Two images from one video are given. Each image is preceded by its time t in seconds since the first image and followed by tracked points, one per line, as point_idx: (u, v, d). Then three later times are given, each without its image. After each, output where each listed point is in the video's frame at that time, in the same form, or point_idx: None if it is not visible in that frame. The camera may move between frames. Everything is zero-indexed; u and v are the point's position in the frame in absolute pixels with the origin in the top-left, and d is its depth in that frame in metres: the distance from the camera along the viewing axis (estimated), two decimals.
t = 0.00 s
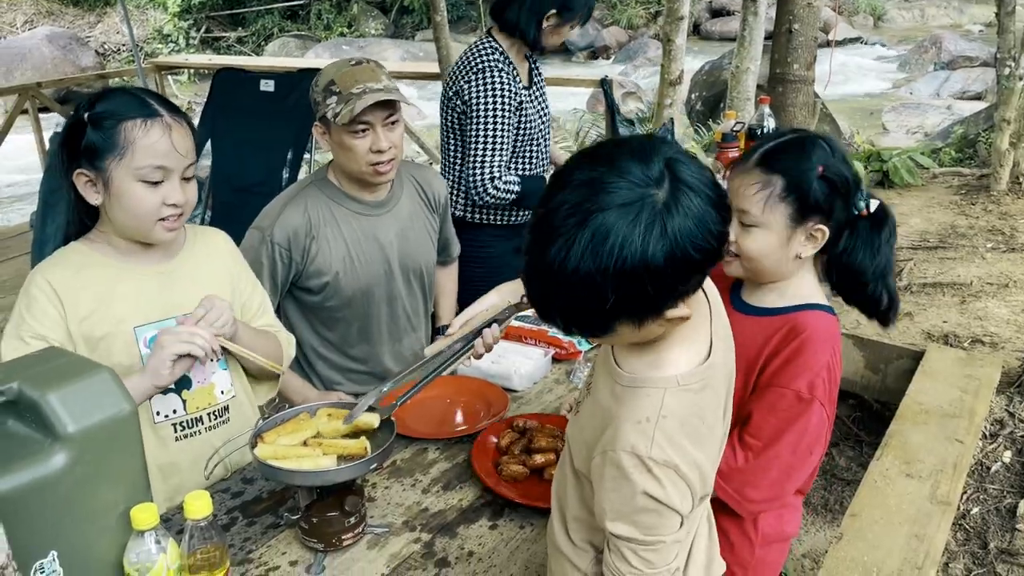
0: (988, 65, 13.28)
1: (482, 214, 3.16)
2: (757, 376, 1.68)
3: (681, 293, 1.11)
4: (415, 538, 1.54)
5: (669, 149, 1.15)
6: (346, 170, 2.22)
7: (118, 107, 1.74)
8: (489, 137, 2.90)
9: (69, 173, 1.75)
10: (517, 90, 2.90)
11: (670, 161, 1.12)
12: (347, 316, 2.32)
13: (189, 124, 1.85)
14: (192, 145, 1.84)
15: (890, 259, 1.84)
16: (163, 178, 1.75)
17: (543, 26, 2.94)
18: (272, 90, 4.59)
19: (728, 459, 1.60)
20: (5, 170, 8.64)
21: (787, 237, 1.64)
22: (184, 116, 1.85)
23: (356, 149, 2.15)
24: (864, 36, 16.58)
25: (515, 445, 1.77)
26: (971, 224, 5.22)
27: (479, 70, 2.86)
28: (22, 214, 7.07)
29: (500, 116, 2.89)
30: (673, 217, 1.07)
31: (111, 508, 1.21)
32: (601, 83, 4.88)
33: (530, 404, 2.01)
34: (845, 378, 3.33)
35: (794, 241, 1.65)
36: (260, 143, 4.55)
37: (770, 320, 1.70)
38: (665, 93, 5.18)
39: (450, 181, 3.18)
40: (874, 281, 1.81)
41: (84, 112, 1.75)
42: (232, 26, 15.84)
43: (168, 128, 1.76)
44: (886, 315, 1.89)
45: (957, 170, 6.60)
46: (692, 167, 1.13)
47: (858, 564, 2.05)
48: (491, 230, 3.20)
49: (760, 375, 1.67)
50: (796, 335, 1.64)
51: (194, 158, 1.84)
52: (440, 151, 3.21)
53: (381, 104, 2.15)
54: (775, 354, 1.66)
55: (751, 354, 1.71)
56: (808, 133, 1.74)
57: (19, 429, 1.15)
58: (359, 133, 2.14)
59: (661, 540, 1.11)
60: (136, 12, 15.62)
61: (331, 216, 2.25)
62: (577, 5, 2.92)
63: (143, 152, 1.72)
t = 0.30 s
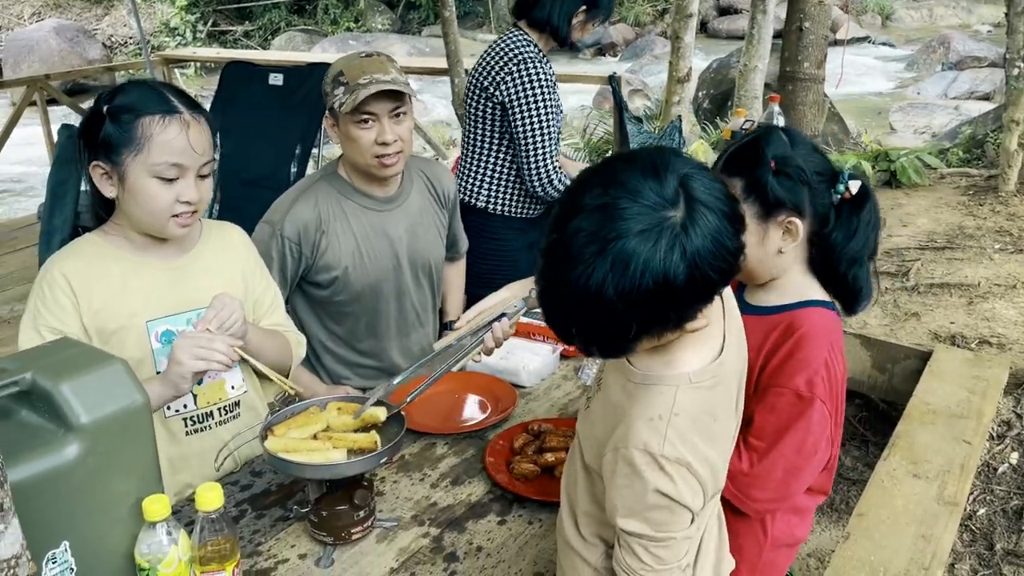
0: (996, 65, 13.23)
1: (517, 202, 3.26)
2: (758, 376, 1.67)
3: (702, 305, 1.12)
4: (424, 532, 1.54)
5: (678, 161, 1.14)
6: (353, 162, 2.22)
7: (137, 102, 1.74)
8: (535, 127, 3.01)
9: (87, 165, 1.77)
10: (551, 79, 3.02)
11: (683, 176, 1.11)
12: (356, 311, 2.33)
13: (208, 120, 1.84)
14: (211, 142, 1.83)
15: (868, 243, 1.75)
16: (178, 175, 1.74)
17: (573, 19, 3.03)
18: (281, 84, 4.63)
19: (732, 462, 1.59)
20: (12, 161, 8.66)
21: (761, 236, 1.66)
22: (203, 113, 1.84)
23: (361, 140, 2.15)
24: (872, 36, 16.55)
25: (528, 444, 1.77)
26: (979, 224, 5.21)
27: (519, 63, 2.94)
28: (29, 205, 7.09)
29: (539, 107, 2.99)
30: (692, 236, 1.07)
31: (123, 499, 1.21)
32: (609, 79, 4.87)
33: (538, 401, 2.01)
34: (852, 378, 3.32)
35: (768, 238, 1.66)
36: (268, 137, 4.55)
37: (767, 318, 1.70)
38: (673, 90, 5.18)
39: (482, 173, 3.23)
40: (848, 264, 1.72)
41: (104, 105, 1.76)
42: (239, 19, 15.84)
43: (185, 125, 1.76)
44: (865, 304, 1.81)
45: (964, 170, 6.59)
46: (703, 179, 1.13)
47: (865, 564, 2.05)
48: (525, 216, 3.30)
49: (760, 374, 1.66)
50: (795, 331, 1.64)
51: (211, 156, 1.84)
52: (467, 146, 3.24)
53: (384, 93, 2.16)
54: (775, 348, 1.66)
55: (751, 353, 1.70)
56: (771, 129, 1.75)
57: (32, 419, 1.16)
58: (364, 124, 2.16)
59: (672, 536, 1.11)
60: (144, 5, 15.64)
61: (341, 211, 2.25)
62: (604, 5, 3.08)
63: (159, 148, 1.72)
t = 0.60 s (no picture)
0: (1005, 66, 13.17)
1: (526, 196, 3.27)
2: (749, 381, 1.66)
3: (716, 305, 1.11)
4: (432, 527, 1.54)
5: (690, 161, 1.13)
6: (360, 151, 2.22)
7: (188, 102, 1.71)
8: (558, 125, 3.03)
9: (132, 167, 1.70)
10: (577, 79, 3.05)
11: (696, 176, 1.11)
12: (364, 304, 2.33)
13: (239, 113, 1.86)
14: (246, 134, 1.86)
15: (869, 237, 1.65)
16: (229, 171, 1.77)
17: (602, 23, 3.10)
18: (290, 77, 4.64)
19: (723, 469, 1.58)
20: (19, 152, 8.67)
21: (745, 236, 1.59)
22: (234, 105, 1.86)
23: (365, 128, 2.16)
24: (880, 36, 16.49)
25: (536, 441, 1.77)
26: (987, 226, 5.20)
27: (550, 59, 2.95)
28: (36, 197, 7.10)
29: (563, 103, 3.01)
30: (704, 235, 1.06)
31: (135, 490, 1.21)
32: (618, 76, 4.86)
33: (547, 397, 2.00)
34: (859, 378, 3.31)
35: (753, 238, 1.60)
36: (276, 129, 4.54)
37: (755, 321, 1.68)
38: (682, 88, 5.16)
39: (496, 165, 3.22)
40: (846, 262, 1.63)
41: (145, 106, 1.69)
42: (246, 13, 15.83)
43: (233, 121, 1.78)
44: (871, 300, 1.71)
45: (972, 171, 6.57)
46: (716, 178, 1.13)
47: (872, 564, 2.05)
48: (531, 212, 3.32)
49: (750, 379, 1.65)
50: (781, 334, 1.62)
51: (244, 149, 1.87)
52: (482, 131, 3.22)
53: (386, 78, 2.16)
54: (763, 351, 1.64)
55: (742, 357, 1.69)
56: (771, 124, 1.69)
57: (44, 409, 1.16)
58: (368, 111, 2.17)
59: (687, 535, 1.10)
60: None
61: (351, 203, 2.25)
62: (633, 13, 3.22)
63: (219, 147, 1.73)
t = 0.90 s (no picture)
0: (1011, 67, 13.12)
1: (526, 186, 3.22)
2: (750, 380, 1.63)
3: (722, 292, 1.08)
4: (442, 521, 1.53)
5: (719, 146, 1.12)
6: (371, 142, 2.22)
7: (217, 94, 1.71)
8: (562, 116, 2.99)
9: (162, 158, 1.69)
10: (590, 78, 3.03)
11: (719, 156, 1.09)
12: (372, 298, 2.32)
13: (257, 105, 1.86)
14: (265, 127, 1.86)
15: (873, 240, 1.61)
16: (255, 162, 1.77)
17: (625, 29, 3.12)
18: (298, 69, 4.61)
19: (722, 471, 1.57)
20: (25, 142, 8.68)
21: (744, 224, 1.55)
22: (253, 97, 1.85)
23: (378, 119, 2.15)
24: (886, 35, 16.44)
25: (546, 435, 1.76)
26: (994, 226, 5.19)
27: (564, 49, 2.94)
28: (41, 187, 7.10)
29: (573, 96, 2.98)
30: (710, 212, 1.03)
31: (146, 480, 1.20)
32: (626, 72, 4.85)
33: (556, 392, 1.99)
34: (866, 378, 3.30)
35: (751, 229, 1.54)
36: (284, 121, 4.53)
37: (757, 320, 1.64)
38: (690, 85, 5.15)
39: (499, 151, 3.19)
40: (852, 264, 1.59)
41: (175, 98, 1.68)
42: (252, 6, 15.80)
43: (257, 112, 1.78)
44: (877, 302, 1.68)
45: (979, 171, 6.55)
46: (743, 165, 1.10)
47: (880, 564, 2.04)
48: (529, 205, 3.26)
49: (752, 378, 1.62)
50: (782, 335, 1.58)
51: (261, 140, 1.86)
52: (491, 118, 3.21)
53: (401, 70, 2.15)
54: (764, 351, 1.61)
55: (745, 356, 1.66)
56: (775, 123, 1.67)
57: (55, 398, 1.15)
58: (382, 102, 2.15)
59: (711, 539, 1.10)
60: None
61: (359, 194, 2.24)
62: (654, 21, 3.22)
63: (246, 138, 1.73)
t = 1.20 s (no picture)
0: (1016, 69, 13.08)
1: (531, 181, 3.21)
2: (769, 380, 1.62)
3: (695, 275, 1.07)
4: (455, 518, 1.53)
5: (746, 137, 1.10)
6: (385, 139, 2.22)
7: (232, 89, 1.70)
8: (569, 110, 2.98)
9: (179, 156, 1.69)
10: (601, 75, 3.02)
11: (735, 144, 1.08)
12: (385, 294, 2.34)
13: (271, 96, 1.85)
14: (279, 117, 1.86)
15: (889, 241, 1.60)
16: (271, 156, 1.77)
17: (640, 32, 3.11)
18: (306, 63, 4.60)
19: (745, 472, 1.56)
20: (28, 133, 8.67)
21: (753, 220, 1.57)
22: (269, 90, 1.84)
23: (395, 116, 2.15)
24: (891, 35, 16.40)
25: (557, 434, 1.76)
26: (1000, 228, 5.18)
27: (573, 45, 2.94)
28: (45, 178, 7.09)
29: (581, 93, 2.97)
30: (685, 187, 1.04)
31: (163, 475, 1.20)
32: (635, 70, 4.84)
33: (567, 391, 1.99)
34: (873, 379, 3.30)
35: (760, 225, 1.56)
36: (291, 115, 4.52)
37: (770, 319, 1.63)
38: (697, 84, 5.14)
39: (506, 145, 3.18)
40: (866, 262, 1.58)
41: (190, 94, 1.68)
42: None
43: (271, 105, 1.77)
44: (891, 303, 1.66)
45: (984, 172, 6.54)
46: (758, 157, 1.08)
47: (889, 565, 2.04)
48: (535, 200, 3.25)
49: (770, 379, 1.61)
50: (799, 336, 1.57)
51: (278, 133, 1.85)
52: (500, 114, 3.20)
53: (421, 69, 2.16)
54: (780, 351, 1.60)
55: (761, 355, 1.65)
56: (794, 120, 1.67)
57: (72, 392, 1.14)
58: (399, 100, 2.16)
59: (739, 548, 1.11)
60: None
61: (371, 189, 2.24)
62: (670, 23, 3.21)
63: (262, 133, 1.73)
